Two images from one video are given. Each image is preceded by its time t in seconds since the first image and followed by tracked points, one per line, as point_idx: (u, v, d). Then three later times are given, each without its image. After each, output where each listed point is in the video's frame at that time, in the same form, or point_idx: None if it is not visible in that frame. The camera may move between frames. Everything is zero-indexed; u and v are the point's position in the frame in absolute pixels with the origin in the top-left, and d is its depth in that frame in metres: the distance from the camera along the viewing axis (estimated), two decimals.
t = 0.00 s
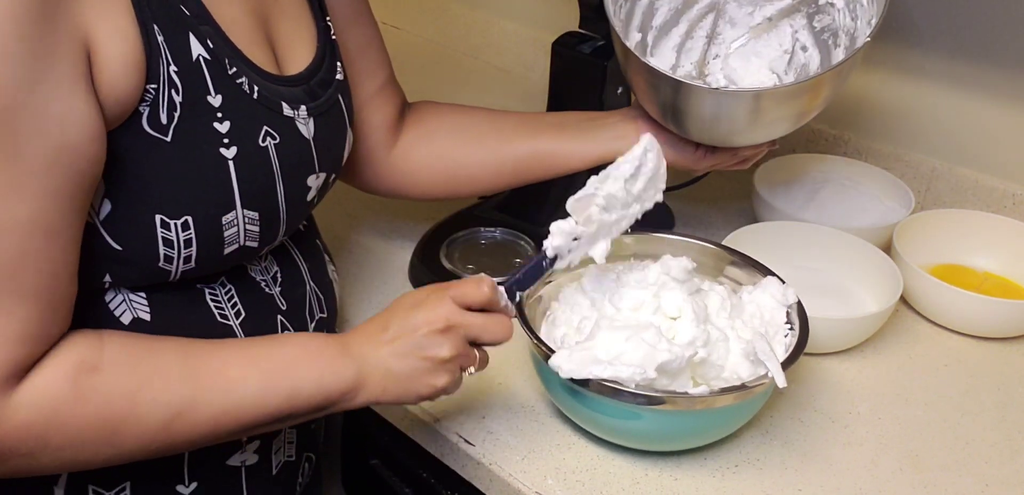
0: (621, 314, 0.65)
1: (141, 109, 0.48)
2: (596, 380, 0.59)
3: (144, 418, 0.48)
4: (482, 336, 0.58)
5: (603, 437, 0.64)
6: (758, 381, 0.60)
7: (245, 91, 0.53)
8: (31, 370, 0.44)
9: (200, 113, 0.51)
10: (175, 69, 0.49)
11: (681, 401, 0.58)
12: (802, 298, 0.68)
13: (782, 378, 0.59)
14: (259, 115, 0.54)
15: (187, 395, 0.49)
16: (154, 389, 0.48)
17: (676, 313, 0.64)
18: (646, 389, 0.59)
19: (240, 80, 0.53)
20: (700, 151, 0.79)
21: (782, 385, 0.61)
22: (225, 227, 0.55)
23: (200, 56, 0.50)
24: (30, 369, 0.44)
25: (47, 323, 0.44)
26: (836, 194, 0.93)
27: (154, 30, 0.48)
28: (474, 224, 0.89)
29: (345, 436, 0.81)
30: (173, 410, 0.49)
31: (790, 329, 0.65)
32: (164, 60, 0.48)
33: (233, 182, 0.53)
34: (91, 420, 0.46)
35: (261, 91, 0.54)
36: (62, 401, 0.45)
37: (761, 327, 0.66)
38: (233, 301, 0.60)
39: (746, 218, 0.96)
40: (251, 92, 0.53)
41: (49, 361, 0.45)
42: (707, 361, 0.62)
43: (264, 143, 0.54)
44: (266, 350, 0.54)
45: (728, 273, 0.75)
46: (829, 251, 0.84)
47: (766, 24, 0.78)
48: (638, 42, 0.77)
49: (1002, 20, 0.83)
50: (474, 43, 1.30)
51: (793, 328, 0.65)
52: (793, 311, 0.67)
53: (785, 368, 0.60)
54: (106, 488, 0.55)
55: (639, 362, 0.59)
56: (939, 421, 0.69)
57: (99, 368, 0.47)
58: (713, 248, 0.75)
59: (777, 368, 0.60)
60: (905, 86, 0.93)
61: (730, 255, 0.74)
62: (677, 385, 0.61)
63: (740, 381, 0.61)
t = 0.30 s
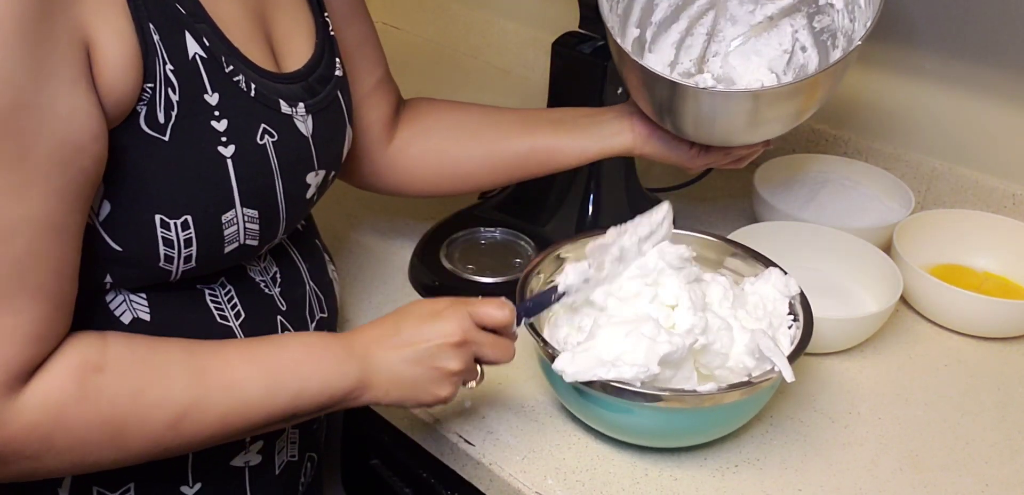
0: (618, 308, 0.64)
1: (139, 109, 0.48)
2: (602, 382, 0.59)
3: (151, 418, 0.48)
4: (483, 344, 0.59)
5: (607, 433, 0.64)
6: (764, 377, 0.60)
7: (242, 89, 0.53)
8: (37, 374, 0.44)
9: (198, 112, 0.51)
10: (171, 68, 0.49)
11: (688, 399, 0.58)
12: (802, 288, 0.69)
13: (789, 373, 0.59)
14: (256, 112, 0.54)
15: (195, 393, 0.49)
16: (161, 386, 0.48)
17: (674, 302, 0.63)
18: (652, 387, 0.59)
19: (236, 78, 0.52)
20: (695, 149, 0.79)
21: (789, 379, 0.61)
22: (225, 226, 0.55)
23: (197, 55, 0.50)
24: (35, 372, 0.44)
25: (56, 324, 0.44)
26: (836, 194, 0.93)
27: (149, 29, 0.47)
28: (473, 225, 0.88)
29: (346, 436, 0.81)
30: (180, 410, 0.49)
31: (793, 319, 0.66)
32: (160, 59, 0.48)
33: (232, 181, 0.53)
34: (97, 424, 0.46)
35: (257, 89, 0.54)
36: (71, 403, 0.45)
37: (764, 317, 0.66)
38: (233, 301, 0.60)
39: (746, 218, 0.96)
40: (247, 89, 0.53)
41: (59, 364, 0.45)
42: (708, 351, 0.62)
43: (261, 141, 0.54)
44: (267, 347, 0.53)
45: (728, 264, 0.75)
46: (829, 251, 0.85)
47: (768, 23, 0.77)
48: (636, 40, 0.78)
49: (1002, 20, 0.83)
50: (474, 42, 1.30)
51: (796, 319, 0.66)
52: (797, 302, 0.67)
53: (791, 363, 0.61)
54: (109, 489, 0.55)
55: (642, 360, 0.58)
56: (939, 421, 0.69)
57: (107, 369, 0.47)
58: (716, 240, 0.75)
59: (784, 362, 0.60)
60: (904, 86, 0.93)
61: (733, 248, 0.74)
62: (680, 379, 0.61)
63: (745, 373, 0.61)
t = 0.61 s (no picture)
0: (627, 309, 0.64)
1: (133, 85, 0.47)
2: (606, 379, 0.59)
3: (244, 326, 0.39)
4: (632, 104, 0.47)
5: (609, 432, 0.64)
6: (766, 377, 0.60)
7: (235, 71, 0.53)
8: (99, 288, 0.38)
9: (193, 91, 0.50)
10: (166, 46, 0.48)
11: (690, 397, 0.58)
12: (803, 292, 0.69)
13: (790, 373, 0.59)
14: (250, 95, 0.53)
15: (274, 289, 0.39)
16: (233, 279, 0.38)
17: (683, 306, 0.64)
18: (655, 385, 0.59)
19: (230, 60, 0.52)
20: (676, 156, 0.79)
21: (790, 381, 0.61)
22: (220, 210, 0.54)
23: (190, 33, 0.50)
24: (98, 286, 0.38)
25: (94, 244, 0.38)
26: (835, 194, 0.94)
27: (144, 4, 0.47)
28: (474, 225, 0.88)
29: (345, 436, 0.81)
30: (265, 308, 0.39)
31: (795, 324, 0.66)
32: (154, 35, 0.47)
33: (226, 161, 0.53)
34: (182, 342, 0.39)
35: (251, 71, 0.54)
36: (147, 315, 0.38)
37: (766, 322, 0.66)
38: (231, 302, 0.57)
39: (745, 217, 0.97)
40: (241, 71, 0.53)
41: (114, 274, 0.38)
42: (714, 355, 0.62)
43: (255, 124, 0.54)
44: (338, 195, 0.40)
45: (728, 268, 0.75)
46: (830, 251, 0.85)
47: (783, 39, 0.79)
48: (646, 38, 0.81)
49: (997, 21, 0.84)
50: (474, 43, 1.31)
51: (798, 324, 0.66)
52: (798, 306, 0.67)
53: (792, 364, 0.61)
54: (105, 488, 0.54)
55: (649, 359, 0.58)
56: (939, 421, 0.69)
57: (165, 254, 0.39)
58: (717, 245, 0.75)
59: (785, 363, 0.60)
60: (902, 86, 0.93)
61: (733, 252, 0.74)
62: (685, 381, 0.61)
63: (746, 376, 0.61)
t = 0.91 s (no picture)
0: (627, 309, 0.65)
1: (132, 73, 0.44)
2: (607, 379, 0.59)
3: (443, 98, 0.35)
4: None
5: (610, 433, 0.64)
6: (766, 377, 0.60)
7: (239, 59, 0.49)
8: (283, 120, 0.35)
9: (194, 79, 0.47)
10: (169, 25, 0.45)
11: (690, 398, 0.58)
12: (803, 292, 0.69)
13: (790, 373, 0.59)
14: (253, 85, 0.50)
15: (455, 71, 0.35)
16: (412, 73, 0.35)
17: (683, 306, 0.64)
18: (655, 385, 0.59)
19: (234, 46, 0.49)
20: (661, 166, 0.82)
21: (790, 381, 0.61)
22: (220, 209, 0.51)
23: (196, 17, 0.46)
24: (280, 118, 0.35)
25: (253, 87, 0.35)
26: (836, 193, 0.93)
27: None
28: (473, 225, 0.88)
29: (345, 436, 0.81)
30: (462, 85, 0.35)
31: (795, 324, 0.66)
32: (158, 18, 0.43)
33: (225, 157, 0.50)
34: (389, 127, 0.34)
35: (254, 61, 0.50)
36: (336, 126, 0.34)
37: (767, 322, 0.66)
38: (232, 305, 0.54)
39: (745, 217, 0.97)
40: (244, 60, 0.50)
41: (296, 103, 0.35)
42: (714, 355, 0.62)
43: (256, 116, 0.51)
44: None
45: (728, 269, 0.75)
46: (830, 250, 0.85)
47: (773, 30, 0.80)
48: (639, 33, 0.88)
49: (1000, 20, 0.84)
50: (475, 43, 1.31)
51: (798, 324, 0.66)
52: (798, 306, 0.67)
53: (792, 364, 0.61)
54: (105, 489, 0.55)
55: (649, 359, 0.59)
56: (939, 421, 0.69)
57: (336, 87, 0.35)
58: (717, 245, 0.75)
59: (785, 363, 0.60)
60: (903, 85, 0.93)
61: (733, 252, 0.74)
62: (685, 381, 0.61)
63: (746, 376, 0.61)
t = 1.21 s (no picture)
0: (627, 308, 0.64)
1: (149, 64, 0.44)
2: (606, 379, 0.59)
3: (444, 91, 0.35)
4: None
5: (610, 434, 0.63)
6: (766, 377, 0.60)
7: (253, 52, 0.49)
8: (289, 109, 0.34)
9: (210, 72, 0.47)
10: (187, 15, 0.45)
11: (690, 398, 0.58)
12: (804, 292, 0.68)
13: (790, 374, 0.59)
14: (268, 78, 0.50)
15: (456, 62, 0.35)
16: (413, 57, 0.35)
17: (684, 306, 0.63)
18: (655, 385, 0.59)
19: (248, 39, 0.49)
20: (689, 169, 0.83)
21: (791, 381, 0.61)
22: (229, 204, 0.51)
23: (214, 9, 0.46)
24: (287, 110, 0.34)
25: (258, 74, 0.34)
26: (838, 194, 0.93)
27: None
28: (473, 225, 0.88)
29: (345, 436, 0.81)
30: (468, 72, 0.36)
31: (796, 324, 0.66)
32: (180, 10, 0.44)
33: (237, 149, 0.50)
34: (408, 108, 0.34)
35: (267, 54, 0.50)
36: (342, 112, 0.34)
37: (768, 322, 0.66)
38: (238, 300, 0.54)
39: (746, 216, 0.96)
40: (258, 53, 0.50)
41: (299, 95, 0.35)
42: (714, 356, 0.61)
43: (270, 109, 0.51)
44: None
45: (729, 268, 0.75)
46: (832, 251, 0.84)
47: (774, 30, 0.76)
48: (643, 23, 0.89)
49: (1006, 20, 0.83)
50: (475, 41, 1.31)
51: (799, 324, 0.66)
52: (799, 306, 0.67)
53: (793, 364, 0.60)
54: (118, 488, 0.54)
55: (650, 359, 0.58)
56: (941, 422, 0.69)
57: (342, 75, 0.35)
58: (717, 245, 0.75)
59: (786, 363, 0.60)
60: (905, 84, 0.93)
61: (733, 252, 0.74)
62: (685, 381, 0.61)
63: (747, 376, 0.61)
